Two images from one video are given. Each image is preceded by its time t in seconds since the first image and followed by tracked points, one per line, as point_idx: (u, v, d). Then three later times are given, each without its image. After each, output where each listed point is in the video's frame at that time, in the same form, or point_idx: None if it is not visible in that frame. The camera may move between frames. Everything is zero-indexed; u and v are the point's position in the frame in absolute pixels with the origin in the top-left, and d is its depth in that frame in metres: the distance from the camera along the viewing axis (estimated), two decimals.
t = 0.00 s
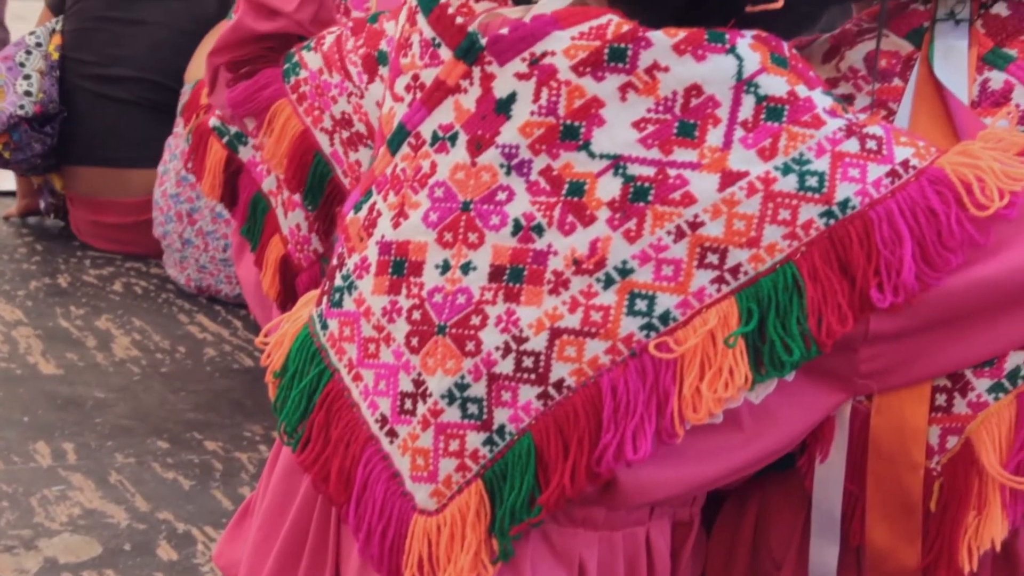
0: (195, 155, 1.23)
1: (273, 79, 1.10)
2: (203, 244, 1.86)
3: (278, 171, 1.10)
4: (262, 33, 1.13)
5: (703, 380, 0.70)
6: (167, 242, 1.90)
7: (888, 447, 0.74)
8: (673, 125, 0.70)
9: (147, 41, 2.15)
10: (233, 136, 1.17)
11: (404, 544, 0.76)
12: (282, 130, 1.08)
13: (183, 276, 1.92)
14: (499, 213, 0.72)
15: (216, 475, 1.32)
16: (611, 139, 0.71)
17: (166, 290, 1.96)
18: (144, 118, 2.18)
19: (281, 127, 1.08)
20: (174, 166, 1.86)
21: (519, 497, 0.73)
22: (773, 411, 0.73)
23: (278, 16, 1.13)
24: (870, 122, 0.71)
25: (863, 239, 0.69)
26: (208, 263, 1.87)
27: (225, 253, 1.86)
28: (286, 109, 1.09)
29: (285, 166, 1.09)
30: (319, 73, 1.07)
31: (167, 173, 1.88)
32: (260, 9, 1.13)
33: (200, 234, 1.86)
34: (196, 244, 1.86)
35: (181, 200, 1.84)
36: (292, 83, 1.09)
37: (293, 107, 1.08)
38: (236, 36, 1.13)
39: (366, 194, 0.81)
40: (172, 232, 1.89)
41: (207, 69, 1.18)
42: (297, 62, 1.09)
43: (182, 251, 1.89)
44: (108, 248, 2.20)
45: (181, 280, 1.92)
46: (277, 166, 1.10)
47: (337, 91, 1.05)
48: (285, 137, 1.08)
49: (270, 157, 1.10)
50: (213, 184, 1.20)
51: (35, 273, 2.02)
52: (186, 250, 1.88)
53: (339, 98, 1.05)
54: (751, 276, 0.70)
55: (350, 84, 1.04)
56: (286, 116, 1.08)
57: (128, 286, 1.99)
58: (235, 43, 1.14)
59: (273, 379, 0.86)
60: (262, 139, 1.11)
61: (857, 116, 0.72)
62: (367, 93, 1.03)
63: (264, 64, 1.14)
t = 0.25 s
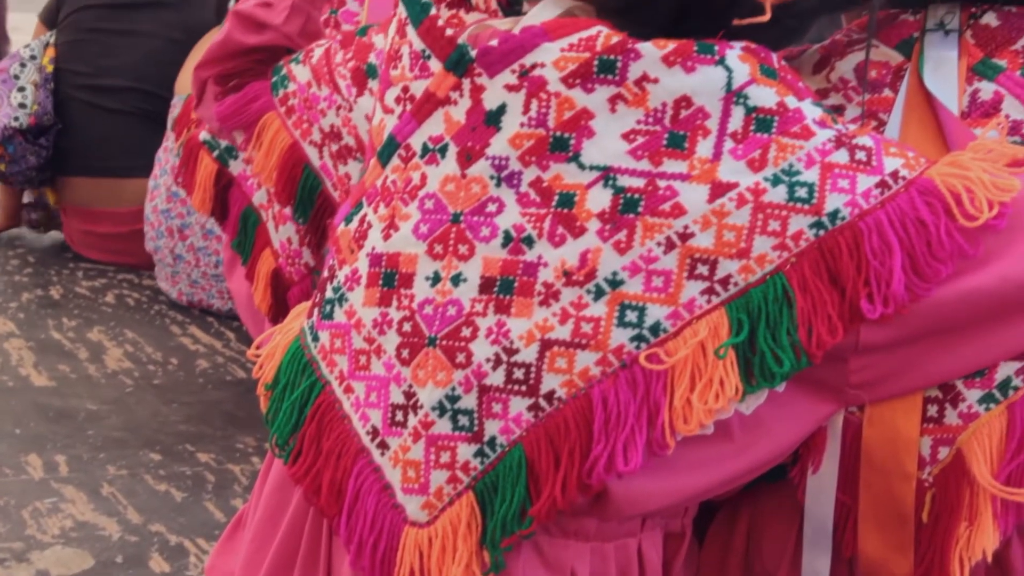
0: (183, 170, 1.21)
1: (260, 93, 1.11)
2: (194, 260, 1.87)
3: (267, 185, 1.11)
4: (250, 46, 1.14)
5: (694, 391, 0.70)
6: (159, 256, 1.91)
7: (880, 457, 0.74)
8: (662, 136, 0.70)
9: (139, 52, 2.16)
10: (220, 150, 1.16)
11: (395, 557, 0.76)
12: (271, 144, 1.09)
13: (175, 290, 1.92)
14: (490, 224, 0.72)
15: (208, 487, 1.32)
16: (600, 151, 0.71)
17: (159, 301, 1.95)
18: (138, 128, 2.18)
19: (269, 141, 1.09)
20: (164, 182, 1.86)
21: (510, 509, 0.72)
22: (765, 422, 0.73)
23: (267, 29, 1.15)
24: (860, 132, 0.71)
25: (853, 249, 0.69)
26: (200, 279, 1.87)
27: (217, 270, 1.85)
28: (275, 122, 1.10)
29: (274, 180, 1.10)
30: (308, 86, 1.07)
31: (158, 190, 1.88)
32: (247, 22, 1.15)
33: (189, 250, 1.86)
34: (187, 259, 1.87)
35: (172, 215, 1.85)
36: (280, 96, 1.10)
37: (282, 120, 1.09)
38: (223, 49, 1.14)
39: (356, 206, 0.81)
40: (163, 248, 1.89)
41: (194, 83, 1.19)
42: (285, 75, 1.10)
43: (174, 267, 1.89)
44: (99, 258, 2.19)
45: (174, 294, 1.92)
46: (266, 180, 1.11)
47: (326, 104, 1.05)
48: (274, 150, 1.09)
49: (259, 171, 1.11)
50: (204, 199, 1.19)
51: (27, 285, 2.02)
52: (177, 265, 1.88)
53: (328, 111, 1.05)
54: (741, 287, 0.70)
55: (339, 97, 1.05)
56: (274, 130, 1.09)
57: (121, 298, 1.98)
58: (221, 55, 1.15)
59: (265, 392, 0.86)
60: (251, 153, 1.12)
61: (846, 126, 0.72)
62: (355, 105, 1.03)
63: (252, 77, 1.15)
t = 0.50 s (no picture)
0: (174, 184, 1.22)
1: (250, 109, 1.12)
2: (187, 272, 1.85)
3: (258, 200, 1.11)
4: (239, 60, 1.15)
5: (687, 403, 0.70)
6: (153, 268, 1.90)
7: (873, 468, 0.74)
8: (656, 148, 0.71)
9: (124, 63, 2.19)
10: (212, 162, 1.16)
11: (388, 570, 0.75)
12: (261, 159, 1.09)
13: (167, 301, 1.91)
14: (483, 236, 0.72)
15: (201, 498, 1.31)
16: (594, 164, 0.71)
17: (151, 313, 1.95)
18: (127, 139, 2.19)
19: (260, 156, 1.10)
20: (158, 195, 1.86)
21: (503, 521, 0.72)
22: (758, 434, 0.73)
23: (255, 44, 1.16)
24: (853, 145, 0.72)
25: (845, 262, 0.69)
26: (193, 291, 1.87)
27: (209, 283, 1.86)
28: (265, 138, 1.10)
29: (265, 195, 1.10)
30: (297, 101, 1.07)
31: (150, 202, 1.88)
32: (236, 39, 1.16)
33: (183, 263, 1.85)
34: (179, 272, 1.86)
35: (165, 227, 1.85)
36: (270, 110, 1.11)
37: (273, 135, 1.09)
38: (212, 65, 1.15)
39: (349, 218, 0.81)
40: (156, 260, 1.88)
41: (184, 100, 1.20)
42: (275, 91, 1.11)
43: (167, 278, 1.88)
44: (92, 269, 2.19)
45: (166, 305, 1.91)
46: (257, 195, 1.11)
47: (316, 119, 1.05)
48: (265, 165, 1.09)
49: (250, 186, 1.11)
50: (195, 213, 1.19)
51: (19, 296, 2.02)
52: (170, 277, 1.87)
53: (318, 125, 1.05)
54: (734, 299, 0.70)
55: (329, 113, 1.04)
56: (265, 144, 1.09)
57: (114, 309, 1.98)
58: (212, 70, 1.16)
59: (257, 404, 0.86)
60: (242, 168, 1.12)
61: (839, 138, 0.72)
62: (346, 120, 1.03)
63: (241, 92, 1.16)
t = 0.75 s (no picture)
0: (168, 198, 1.21)
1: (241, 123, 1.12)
2: (183, 285, 1.86)
3: (250, 213, 1.11)
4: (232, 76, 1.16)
5: (681, 414, 0.70)
6: (148, 279, 1.91)
7: (867, 477, 0.74)
8: (649, 159, 0.71)
9: (107, 74, 2.22)
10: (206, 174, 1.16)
11: None
12: (254, 172, 1.10)
13: (162, 312, 1.91)
14: (476, 248, 0.72)
15: (194, 510, 1.31)
16: (587, 175, 0.71)
17: (145, 324, 1.95)
18: (114, 150, 2.22)
19: (252, 170, 1.10)
20: (152, 209, 1.87)
21: (498, 533, 0.72)
22: (752, 444, 0.73)
23: (246, 60, 1.17)
24: (844, 155, 0.72)
25: (838, 272, 0.69)
26: (188, 303, 1.87)
27: (205, 295, 1.86)
28: (257, 151, 1.11)
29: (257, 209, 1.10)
30: (288, 115, 1.08)
31: (147, 214, 1.89)
32: (227, 54, 1.17)
33: (177, 276, 1.86)
34: (175, 284, 1.87)
35: (161, 240, 1.85)
36: (261, 124, 1.11)
37: (264, 149, 1.10)
38: (202, 80, 1.16)
39: (342, 229, 0.81)
40: (151, 271, 1.89)
41: (174, 115, 1.20)
42: (265, 105, 1.11)
43: (162, 290, 1.89)
44: (85, 282, 2.20)
45: (161, 317, 1.91)
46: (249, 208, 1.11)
47: (308, 133, 1.06)
48: (257, 179, 1.09)
49: (242, 200, 1.12)
50: (188, 226, 1.19)
51: (12, 307, 2.01)
52: (165, 289, 1.88)
53: (309, 139, 1.06)
54: (728, 310, 0.70)
55: (321, 126, 1.05)
56: (257, 159, 1.10)
57: (107, 320, 1.98)
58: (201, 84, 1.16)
59: (250, 416, 0.86)
60: (234, 182, 1.12)
61: (831, 149, 0.72)
62: (337, 134, 1.03)
63: (231, 107, 1.16)
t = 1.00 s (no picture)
0: (163, 208, 1.23)
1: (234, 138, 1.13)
2: (171, 300, 1.85)
3: (246, 229, 1.11)
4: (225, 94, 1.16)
5: (676, 426, 0.70)
6: (137, 295, 1.90)
7: (862, 488, 0.74)
8: (642, 172, 0.71)
9: (96, 85, 2.23)
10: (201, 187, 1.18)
11: None
12: (248, 188, 1.10)
13: (154, 327, 1.90)
14: (470, 260, 0.72)
15: (188, 522, 1.31)
16: (580, 188, 0.71)
17: (140, 336, 1.94)
18: (103, 160, 2.24)
19: (247, 185, 1.10)
20: (141, 225, 1.87)
21: (493, 545, 0.72)
22: (746, 455, 0.74)
23: (238, 76, 1.16)
24: (837, 167, 0.72)
25: (832, 283, 0.69)
26: (178, 318, 1.86)
27: (195, 309, 1.85)
28: (252, 167, 1.10)
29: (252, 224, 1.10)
30: (283, 129, 1.07)
31: (136, 231, 1.90)
32: (219, 71, 1.17)
33: (166, 292, 1.85)
34: (164, 300, 1.86)
35: (150, 256, 1.87)
36: (254, 139, 1.11)
37: (258, 164, 1.10)
38: (196, 97, 1.16)
39: (335, 242, 0.81)
40: (141, 287, 1.88)
41: (168, 132, 1.20)
42: (259, 120, 1.11)
43: (152, 305, 1.88)
44: (80, 294, 2.19)
45: (152, 331, 1.90)
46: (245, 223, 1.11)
47: (302, 146, 1.05)
48: (252, 194, 1.09)
49: (238, 215, 1.11)
50: (183, 238, 1.20)
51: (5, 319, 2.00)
52: (155, 305, 1.87)
53: (304, 152, 1.05)
54: (722, 321, 0.70)
55: (315, 139, 1.04)
56: (251, 174, 1.10)
57: (101, 331, 1.97)
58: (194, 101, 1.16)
59: (244, 430, 0.86)
60: (229, 197, 1.12)
61: (824, 161, 0.72)
62: (332, 147, 1.03)
63: (223, 123, 1.16)
